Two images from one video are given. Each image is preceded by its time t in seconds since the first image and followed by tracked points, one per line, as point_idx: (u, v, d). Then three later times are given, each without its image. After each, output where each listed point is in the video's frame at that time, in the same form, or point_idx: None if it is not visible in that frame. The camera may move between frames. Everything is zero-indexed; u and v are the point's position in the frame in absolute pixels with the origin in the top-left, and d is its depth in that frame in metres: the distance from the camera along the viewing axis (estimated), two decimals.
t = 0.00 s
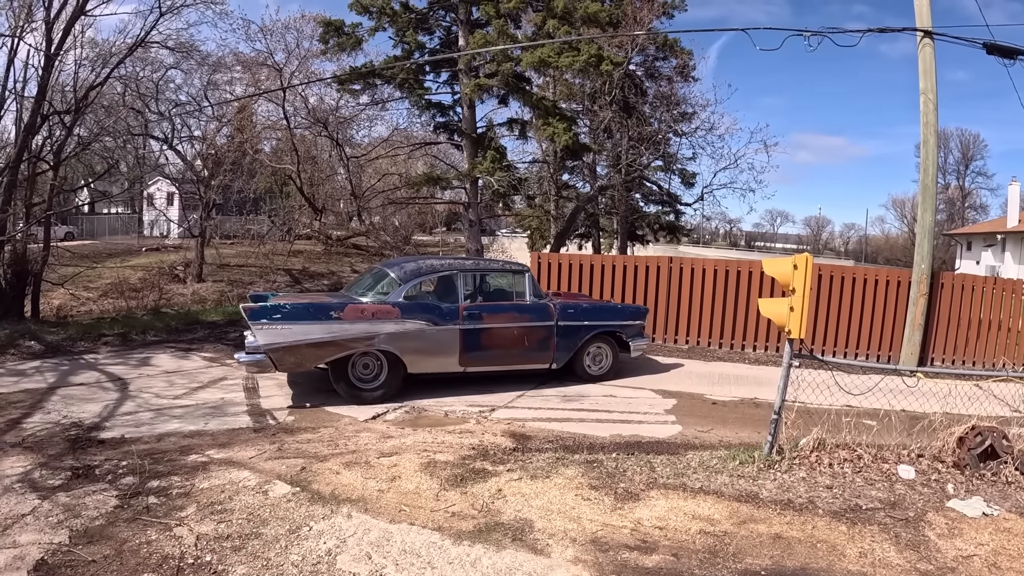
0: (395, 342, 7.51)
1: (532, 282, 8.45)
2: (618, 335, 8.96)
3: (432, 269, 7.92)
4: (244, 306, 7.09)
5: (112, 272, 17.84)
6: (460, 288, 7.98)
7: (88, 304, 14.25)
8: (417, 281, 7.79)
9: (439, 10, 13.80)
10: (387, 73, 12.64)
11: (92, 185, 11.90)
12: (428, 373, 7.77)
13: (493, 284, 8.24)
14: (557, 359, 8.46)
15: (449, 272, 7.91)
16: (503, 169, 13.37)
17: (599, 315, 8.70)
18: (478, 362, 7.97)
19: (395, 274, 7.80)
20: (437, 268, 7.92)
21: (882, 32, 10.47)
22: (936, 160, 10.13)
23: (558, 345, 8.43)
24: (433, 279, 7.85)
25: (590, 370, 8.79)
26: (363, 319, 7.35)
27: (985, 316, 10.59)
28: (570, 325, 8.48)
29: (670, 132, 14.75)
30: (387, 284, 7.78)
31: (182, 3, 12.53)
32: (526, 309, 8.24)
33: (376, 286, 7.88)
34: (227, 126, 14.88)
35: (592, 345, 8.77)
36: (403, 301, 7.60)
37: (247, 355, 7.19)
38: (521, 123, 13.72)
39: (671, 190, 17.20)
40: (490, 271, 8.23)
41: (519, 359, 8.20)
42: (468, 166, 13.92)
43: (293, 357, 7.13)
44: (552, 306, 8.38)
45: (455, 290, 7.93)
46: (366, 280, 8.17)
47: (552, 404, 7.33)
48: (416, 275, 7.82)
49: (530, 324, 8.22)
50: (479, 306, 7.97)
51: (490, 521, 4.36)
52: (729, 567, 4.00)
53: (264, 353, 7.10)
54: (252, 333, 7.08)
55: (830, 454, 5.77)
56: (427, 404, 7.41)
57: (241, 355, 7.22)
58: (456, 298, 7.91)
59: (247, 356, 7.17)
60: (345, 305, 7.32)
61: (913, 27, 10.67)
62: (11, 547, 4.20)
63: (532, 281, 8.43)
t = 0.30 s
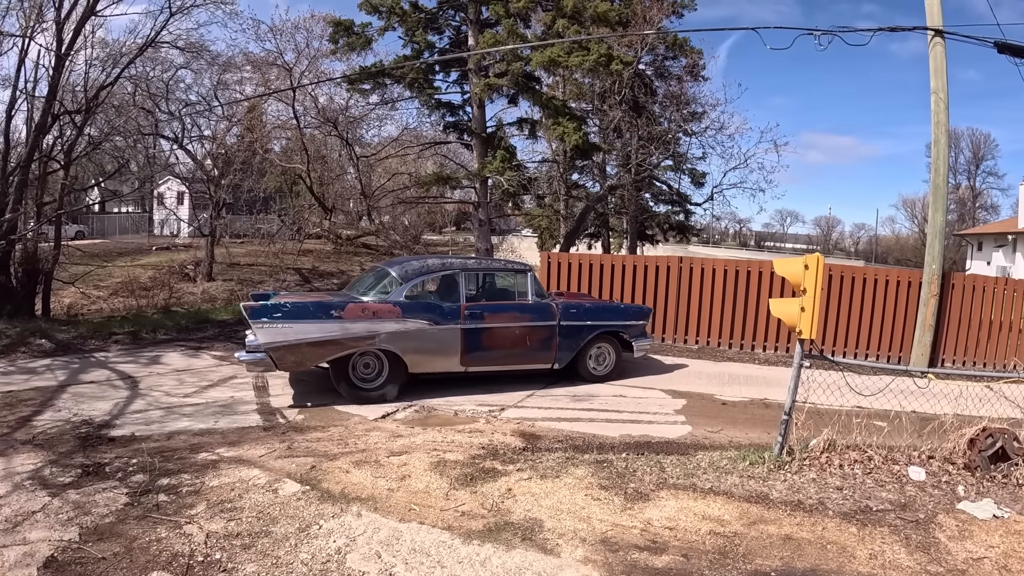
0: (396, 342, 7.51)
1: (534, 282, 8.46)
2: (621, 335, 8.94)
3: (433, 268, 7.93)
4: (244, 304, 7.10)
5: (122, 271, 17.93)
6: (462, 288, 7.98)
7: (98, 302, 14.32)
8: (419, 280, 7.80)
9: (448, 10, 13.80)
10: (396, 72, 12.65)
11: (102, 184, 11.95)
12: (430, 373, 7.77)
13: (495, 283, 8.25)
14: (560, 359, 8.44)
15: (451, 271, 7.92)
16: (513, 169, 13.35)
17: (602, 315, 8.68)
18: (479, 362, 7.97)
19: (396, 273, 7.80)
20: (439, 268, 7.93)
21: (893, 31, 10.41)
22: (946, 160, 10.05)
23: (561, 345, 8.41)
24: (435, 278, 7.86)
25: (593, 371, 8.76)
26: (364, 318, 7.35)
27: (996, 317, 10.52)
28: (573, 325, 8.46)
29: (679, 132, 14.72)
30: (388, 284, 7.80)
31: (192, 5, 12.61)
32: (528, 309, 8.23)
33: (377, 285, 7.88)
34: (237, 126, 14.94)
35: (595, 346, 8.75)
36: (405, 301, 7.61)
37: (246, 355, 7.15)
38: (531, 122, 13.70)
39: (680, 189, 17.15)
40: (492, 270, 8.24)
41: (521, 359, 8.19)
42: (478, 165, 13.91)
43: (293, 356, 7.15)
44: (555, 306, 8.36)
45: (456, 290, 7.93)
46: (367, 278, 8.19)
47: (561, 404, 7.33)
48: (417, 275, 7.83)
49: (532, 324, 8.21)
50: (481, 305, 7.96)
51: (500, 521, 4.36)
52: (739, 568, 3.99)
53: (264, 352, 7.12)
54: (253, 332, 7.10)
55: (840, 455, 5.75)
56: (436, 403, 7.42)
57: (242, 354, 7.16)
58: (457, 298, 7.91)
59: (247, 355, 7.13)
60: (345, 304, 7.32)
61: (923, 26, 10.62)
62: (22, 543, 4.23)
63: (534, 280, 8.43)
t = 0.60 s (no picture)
0: (397, 341, 7.52)
1: (537, 281, 8.45)
2: (625, 335, 8.90)
3: (436, 268, 7.94)
4: (245, 302, 7.14)
5: (136, 270, 18.05)
6: (464, 287, 7.98)
7: (112, 300, 14.42)
8: (420, 279, 7.81)
9: (461, 9, 13.80)
10: (409, 71, 12.65)
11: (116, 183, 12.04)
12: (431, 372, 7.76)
13: (498, 283, 8.25)
14: (562, 359, 8.42)
15: (453, 271, 7.92)
16: (526, 168, 13.33)
17: (606, 315, 8.65)
18: (481, 362, 7.96)
19: (397, 272, 7.83)
20: (441, 267, 7.93)
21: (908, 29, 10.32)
22: (961, 160, 10.00)
23: (564, 345, 8.39)
24: (437, 277, 7.87)
25: (597, 371, 8.71)
26: (364, 317, 7.36)
27: (1011, 318, 10.42)
28: (577, 325, 8.44)
29: (692, 131, 14.67)
30: (390, 283, 7.83)
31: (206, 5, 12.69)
32: (531, 308, 8.21)
33: (380, 284, 7.91)
34: (250, 125, 15.02)
35: (599, 346, 8.73)
36: (406, 300, 7.62)
37: (247, 352, 7.21)
38: (544, 122, 13.67)
39: (694, 188, 17.07)
40: (495, 270, 8.24)
41: (523, 359, 8.18)
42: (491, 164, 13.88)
43: (293, 355, 7.18)
44: (558, 306, 8.34)
45: (458, 289, 7.94)
46: (370, 277, 8.22)
47: (574, 403, 7.32)
48: (419, 274, 7.84)
49: (534, 324, 8.19)
50: (483, 305, 7.95)
51: (513, 520, 4.35)
52: (753, 569, 3.97)
53: (264, 351, 7.16)
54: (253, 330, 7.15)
55: (854, 456, 5.71)
56: (450, 402, 7.38)
57: (242, 351, 7.24)
58: (459, 297, 7.91)
59: (248, 353, 7.19)
60: (346, 303, 7.34)
61: (938, 25, 10.54)
62: (36, 539, 4.26)
63: (537, 279, 8.42)
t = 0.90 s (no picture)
0: (396, 340, 7.51)
1: (537, 280, 8.42)
2: (627, 335, 8.86)
3: (434, 266, 7.92)
4: (242, 300, 7.12)
5: (153, 268, 18.21)
6: (463, 286, 7.97)
7: (130, 298, 14.54)
8: (419, 277, 7.81)
9: (477, 8, 13.78)
10: (426, 70, 12.65)
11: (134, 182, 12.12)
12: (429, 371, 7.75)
13: (498, 282, 8.22)
14: (563, 359, 8.40)
15: (453, 269, 7.91)
16: (543, 167, 13.28)
17: (608, 314, 8.62)
18: (480, 362, 7.95)
19: (395, 270, 7.82)
20: (440, 265, 7.92)
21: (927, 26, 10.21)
22: (980, 159, 9.89)
23: (564, 344, 8.37)
24: (436, 276, 7.86)
25: (599, 372, 8.67)
26: (362, 315, 7.36)
27: None
28: (577, 325, 8.41)
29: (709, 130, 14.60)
30: (388, 281, 7.80)
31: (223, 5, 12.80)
32: (530, 308, 8.19)
33: (377, 282, 7.89)
34: (267, 125, 15.10)
35: (601, 346, 8.69)
36: (404, 298, 7.61)
37: (243, 351, 7.22)
38: (561, 121, 13.66)
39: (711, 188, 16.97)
40: (495, 269, 8.22)
41: (523, 359, 8.17)
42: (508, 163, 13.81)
43: (290, 353, 7.18)
44: (558, 305, 8.31)
45: (457, 288, 7.92)
46: (368, 275, 8.20)
47: (591, 402, 7.31)
48: (418, 272, 7.83)
49: (534, 323, 8.18)
50: (482, 304, 7.93)
51: (530, 519, 4.34)
52: (771, 571, 3.94)
53: (261, 349, 7.16)
54: (250, 328, 7.13)
55: (872, 458, 5.66)
56: (466, 400, 7.40)
57: (238, 350, 7.24)
58: (457, 296, 7.90)
59: (245, 351, 7.20)
60: (343, 301, 7.34)
61: (956, 22, 10.42)
62: (53, 535, 4.31)
63: (537, 279, 8.40)
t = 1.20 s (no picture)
0: (386, 338, 7.49)
1: (533, 279, 8.35)
2: (627, 335, 8.77)
3: (426, 265, 7.89)
4: (233, 297, 7.18)
5: (174, 267, 18.39)
6: (455, 285, 7.91)
7: (151, 296, 14.69)
8: (411, 276, 7.78)
9: (496, 7, 13.76)
10: (445, 70, 12.65)
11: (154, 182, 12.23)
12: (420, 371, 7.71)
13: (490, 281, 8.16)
14: (559, 359, 8.30)
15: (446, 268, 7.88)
16: (562, 166, 13.09)
17: (606, 314, 8.52)
18: (472, 361, 7.88)
19: (387, 269, 7.80)
20: (432, 265, 7.88)
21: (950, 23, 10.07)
22: (1002, 157, 9.74)
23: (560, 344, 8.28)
24: (429, 274, 7.83)
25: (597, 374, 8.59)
26: (351, 314, 7.36)
27: None
28: (573, 325, 8.32)
29: (728, 129, 14.52)
30: (380, 279, 7.77)
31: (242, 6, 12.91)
32: (525, 307, 8.10)
33: (369, 280, 7.88)
34: (286, 124, 15.19)
35: (599, 347, 8.61)
36: (394, 297, 7.58)
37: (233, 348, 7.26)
38: (581, 119, 13.56)
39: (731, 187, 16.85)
40: (489, 267, 8.19)
41: (517, 359, 8.09)
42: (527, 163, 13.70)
43: (279, 351, 7.21)
44: (554, 305, 8.21)
45: (448, 287, 7.88)
46: (362, 273, 8.19)
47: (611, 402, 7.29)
48: (409, 271, 7.80)
49: (528, 323, 8.09)
50: (475, 302, 7.88)
51: (549, 519, 4.33)
52: (791, 573, 3.91)
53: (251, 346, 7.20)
54: (240, 325, 7.19)
55: (893, 460, 5.60)
56: (485, 398, 7.42)
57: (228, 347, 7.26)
58: (448, 295, 7.85)
59: (235, 348, 7.22)
60: (333, 299, 7.35)
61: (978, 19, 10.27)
62: (74, 529, 4.36)
63: (531, 278, 8.32)
